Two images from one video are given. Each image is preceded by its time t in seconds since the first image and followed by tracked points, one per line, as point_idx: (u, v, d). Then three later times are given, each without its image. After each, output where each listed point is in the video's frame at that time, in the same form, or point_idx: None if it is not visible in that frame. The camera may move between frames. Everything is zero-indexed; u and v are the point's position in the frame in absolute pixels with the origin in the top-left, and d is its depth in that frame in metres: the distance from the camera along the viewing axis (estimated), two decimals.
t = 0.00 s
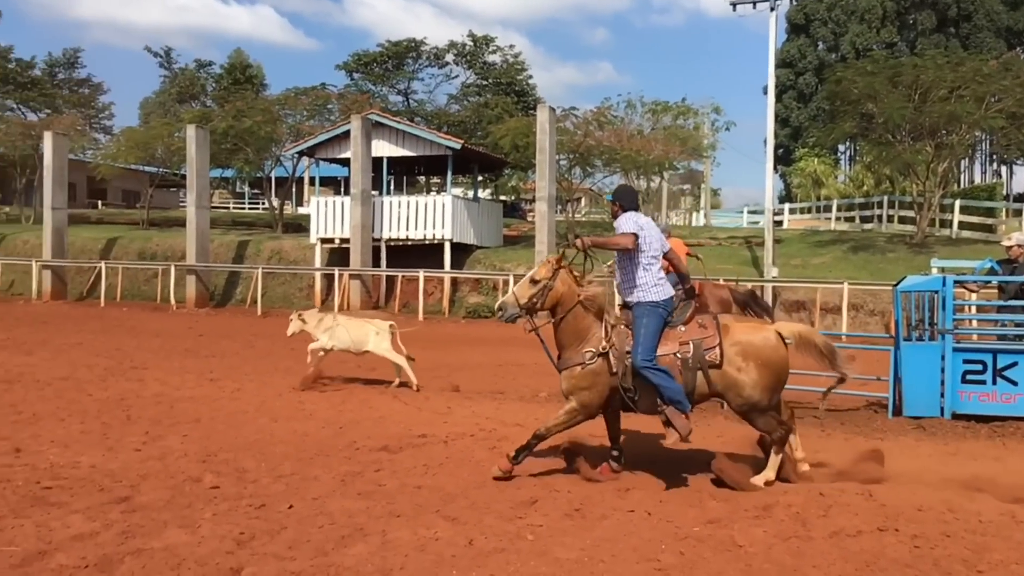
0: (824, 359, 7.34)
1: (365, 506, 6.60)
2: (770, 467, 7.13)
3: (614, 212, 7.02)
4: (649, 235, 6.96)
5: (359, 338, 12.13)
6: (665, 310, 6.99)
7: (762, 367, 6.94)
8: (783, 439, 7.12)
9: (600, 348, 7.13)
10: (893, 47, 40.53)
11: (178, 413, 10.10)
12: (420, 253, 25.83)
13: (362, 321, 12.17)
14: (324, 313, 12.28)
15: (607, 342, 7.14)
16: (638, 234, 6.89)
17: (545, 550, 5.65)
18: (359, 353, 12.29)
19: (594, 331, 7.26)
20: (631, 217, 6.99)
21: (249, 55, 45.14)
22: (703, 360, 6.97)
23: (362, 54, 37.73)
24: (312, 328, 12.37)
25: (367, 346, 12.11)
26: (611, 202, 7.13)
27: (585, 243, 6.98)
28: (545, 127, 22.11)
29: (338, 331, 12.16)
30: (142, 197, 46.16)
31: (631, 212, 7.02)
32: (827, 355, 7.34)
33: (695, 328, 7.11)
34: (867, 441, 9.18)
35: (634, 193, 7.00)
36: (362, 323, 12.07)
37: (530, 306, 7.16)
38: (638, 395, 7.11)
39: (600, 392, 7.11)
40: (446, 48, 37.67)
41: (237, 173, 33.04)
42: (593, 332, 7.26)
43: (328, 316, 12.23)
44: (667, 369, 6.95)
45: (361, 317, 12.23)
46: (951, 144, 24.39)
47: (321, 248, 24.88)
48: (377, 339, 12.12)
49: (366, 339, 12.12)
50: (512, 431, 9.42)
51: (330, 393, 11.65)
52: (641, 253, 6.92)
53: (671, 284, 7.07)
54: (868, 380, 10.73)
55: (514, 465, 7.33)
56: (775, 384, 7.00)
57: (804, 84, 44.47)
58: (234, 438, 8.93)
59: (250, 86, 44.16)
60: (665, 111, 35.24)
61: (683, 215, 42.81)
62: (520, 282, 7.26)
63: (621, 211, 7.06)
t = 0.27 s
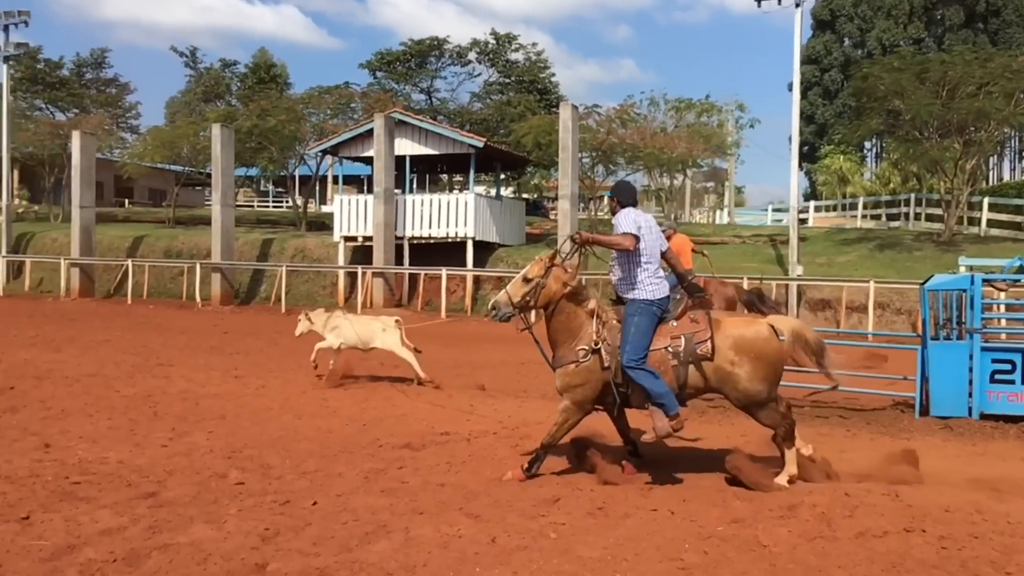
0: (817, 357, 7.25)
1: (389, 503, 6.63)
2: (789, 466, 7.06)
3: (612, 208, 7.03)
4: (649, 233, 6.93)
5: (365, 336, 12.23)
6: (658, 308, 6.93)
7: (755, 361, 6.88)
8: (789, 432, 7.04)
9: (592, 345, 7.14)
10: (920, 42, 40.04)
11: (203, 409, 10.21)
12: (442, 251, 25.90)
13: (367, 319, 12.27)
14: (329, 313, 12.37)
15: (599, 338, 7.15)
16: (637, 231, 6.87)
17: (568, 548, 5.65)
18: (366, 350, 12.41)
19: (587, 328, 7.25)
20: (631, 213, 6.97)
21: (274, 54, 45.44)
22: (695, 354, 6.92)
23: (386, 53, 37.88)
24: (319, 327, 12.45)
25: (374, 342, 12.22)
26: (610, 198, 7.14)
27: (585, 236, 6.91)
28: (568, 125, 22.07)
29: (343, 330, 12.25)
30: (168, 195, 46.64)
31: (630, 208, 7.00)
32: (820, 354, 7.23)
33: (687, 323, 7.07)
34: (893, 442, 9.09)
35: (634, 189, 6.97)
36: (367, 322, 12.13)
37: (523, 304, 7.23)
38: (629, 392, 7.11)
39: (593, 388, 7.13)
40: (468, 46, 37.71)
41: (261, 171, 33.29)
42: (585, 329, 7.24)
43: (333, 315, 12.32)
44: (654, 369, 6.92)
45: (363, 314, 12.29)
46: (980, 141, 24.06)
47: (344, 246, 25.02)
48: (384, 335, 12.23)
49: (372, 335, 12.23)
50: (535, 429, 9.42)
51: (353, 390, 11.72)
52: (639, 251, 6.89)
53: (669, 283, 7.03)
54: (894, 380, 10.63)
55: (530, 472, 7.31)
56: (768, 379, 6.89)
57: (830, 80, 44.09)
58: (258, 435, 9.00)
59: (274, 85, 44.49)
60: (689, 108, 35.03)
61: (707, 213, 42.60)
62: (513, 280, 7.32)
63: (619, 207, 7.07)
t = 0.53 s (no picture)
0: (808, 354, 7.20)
1: (414, 500, 6.66)
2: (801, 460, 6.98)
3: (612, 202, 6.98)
4: (650, 227, 6.89)
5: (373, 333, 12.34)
6: (653, 303, 6.89)
7: (750, 355, 6.82)
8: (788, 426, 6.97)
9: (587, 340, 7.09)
10: (950, 38, 39.49)
11: (230, 406, 10.31)
12: (467, 249, 25.94)
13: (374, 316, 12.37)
14: (336, 313, 12.49)
15: (592, 333, 7.11)
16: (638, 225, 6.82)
17: (592, 547, 5.64)
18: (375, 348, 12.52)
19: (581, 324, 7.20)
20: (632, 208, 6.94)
21: (300, 54, 45.72)
22: (688, 348, 6.87)
23: (410, 52, 37.99)
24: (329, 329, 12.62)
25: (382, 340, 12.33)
26: (610, 192, 7.11)
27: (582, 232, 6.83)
28: (592, 123, 21.99)
29: (351, 329, 12.35)
30: (196, 194, 47.11)
31: (630, 202, 6.96)
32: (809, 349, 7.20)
33: (682, 317, 7.02)
34: (922, 442, 8.99)
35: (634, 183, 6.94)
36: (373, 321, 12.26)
37: (517, 301, 7.19)
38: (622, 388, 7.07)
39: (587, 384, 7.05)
40: (493, 44, 37.72)
41: (287, 170, 33.53)
42: (577, 325, 7.20)
43: (341, 315, 12.43)
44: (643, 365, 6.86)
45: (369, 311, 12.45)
46: (1011, 138, 23.69)
47: (369, 244, 25.13)
48: (392, 333, 12.36)
49: (380, 333, 12.33)
50: (559, 428, 9.42)
51: (378, 388, 11.77)
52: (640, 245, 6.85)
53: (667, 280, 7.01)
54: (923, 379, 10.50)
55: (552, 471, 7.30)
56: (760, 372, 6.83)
57: (858, 76, 43.64)
58: (285, 431, 9.08)
59: (300, 84, 44.80)
60: (714, 105, 34.78)
61: (733, 211, 42.33)
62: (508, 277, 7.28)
63: (618, 201, 7.03)
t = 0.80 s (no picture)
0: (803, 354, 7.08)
1: (438, 498, 6.68)
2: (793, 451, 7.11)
3: (612, 194, 6.95)
4: (650, 219, 6.87)
5: (380, 331, 12.45)
6: (648, 296, 6.87)
7: (745, 350, 6.77)
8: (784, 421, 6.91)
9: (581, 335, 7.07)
10: (980, 34, 38.91)
11: (256, 403, 10.40)
12: (490, 247, 25.97)
13: (380, 314, 12.47)
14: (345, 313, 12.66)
15: (587, 329, 7.09)
16: (637, 216, 6.80)
17: (616, 546, 5.63)
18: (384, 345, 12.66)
19: (575, 319, 7.19)
20: (631, 200, 6.93)
21: (325, 53, 45.98)
22: (681, 342, 6.81)
23: (435, 51, 38.08)
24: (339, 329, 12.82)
25: (390, 337, 12.45)
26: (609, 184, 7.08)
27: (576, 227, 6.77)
28: (616, 121, 21.89)
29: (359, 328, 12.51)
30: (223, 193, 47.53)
31: (629, 195, 6.95)
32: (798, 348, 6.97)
33: (676, 311, 6.99)
34: (950, 442, 8.89)
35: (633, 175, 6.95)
36: (380, 316, 12.42)
37: (511, 296, 7.19)
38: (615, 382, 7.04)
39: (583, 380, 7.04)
40: (517, 43, 37.71)
41: (312, 169, 33.75)
42: (571, 321, 7.18)
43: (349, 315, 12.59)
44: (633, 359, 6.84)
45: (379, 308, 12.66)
46: None
47: (393, 242, 25.23)
48: (398, 330, 12.45)
49: (387, 330, 12.45)
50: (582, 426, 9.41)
51: (402, 385, 11.82)
52: (640, 236, 6.82)
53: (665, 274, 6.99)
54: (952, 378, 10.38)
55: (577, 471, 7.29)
56: (754, 367, 6.78)
57: (885, 73, 43.18)
58: (310, 429, 9.15)
59: (325, 84, 45.09)
60: (740, 103, 34.54)
61: (758, 209, 42.03)
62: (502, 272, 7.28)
63: (617, 194, 7.00)
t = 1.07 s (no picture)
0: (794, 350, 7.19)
1: (460, 496, 6.70)
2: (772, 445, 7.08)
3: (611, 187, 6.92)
4: (647, 213, 6.85)
5: (386, 328, 12.79)
6: (644, 291, 6.87)
7: (738, 345, 6.82)
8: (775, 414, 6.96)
9: (575, 330, 7.04)
10: (1009, 29, 38.38)
11: (281, 401, 10.48)
12: (512, 246, 25.97)
13: (387, 312, 12.84)
14: (354, 312, 13.05)
15: (580, 324, 7.06)
16: (634, 209, 6.78)
17: (638, 545, 5.62)
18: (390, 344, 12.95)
19: (568, 314, 7.16)
20: (628, 193, 6.93)
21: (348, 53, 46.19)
22: (676, 336, 6.85)
23: (457, 50, 38.15)
24: (347, 328, 13.18)
25: (395, 335, 12.76)
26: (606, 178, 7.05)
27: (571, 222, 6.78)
28: (639, 120, 21.77)
29: (367, 325, 12.86)
30: (247, 192, 47.90)
31: (626, 188, 6.95)
32: (789, 344, 7.16)
33: (670, 306, 7.02)
34: (978, 444, 8.76)
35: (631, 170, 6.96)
36: (387, 314, 12.77)
37: (504, 292, 7.18)
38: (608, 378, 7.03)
39: (578, 376, 6.99)
40: (539, 41, 37.68)
41: (336, 168, 33.93)
42: (565, 316, 7.16)
43: (357, 313, 12.98)
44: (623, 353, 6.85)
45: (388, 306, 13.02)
46: None
47: (415, 241, 25.29)
48: (403, 328, 12.77)
49: (392, 328, 12.78)
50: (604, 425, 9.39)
51: (424, 384, 11.86)
52: (635, 229, 6.80)
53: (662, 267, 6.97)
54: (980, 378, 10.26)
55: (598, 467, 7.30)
56: (748, 362, 6.84)
57: (912, 70, 42.72)
58: (333, 426, 9.20)
59: (348, 83, 45.33)
60: (764, 101, 34.30)
61: (782, 208, 41.73)
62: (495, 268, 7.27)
63: (615, 187, 6.97)
